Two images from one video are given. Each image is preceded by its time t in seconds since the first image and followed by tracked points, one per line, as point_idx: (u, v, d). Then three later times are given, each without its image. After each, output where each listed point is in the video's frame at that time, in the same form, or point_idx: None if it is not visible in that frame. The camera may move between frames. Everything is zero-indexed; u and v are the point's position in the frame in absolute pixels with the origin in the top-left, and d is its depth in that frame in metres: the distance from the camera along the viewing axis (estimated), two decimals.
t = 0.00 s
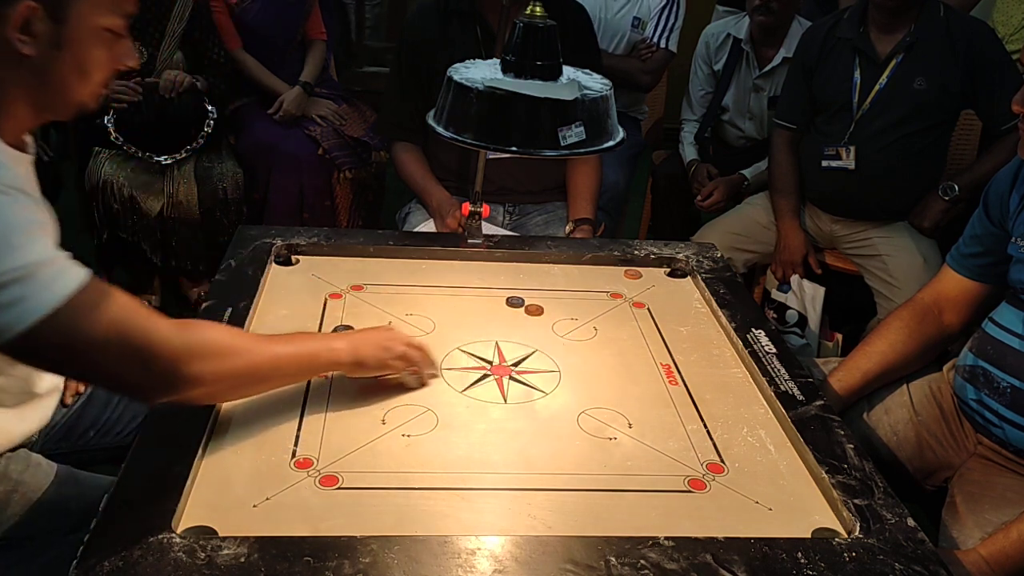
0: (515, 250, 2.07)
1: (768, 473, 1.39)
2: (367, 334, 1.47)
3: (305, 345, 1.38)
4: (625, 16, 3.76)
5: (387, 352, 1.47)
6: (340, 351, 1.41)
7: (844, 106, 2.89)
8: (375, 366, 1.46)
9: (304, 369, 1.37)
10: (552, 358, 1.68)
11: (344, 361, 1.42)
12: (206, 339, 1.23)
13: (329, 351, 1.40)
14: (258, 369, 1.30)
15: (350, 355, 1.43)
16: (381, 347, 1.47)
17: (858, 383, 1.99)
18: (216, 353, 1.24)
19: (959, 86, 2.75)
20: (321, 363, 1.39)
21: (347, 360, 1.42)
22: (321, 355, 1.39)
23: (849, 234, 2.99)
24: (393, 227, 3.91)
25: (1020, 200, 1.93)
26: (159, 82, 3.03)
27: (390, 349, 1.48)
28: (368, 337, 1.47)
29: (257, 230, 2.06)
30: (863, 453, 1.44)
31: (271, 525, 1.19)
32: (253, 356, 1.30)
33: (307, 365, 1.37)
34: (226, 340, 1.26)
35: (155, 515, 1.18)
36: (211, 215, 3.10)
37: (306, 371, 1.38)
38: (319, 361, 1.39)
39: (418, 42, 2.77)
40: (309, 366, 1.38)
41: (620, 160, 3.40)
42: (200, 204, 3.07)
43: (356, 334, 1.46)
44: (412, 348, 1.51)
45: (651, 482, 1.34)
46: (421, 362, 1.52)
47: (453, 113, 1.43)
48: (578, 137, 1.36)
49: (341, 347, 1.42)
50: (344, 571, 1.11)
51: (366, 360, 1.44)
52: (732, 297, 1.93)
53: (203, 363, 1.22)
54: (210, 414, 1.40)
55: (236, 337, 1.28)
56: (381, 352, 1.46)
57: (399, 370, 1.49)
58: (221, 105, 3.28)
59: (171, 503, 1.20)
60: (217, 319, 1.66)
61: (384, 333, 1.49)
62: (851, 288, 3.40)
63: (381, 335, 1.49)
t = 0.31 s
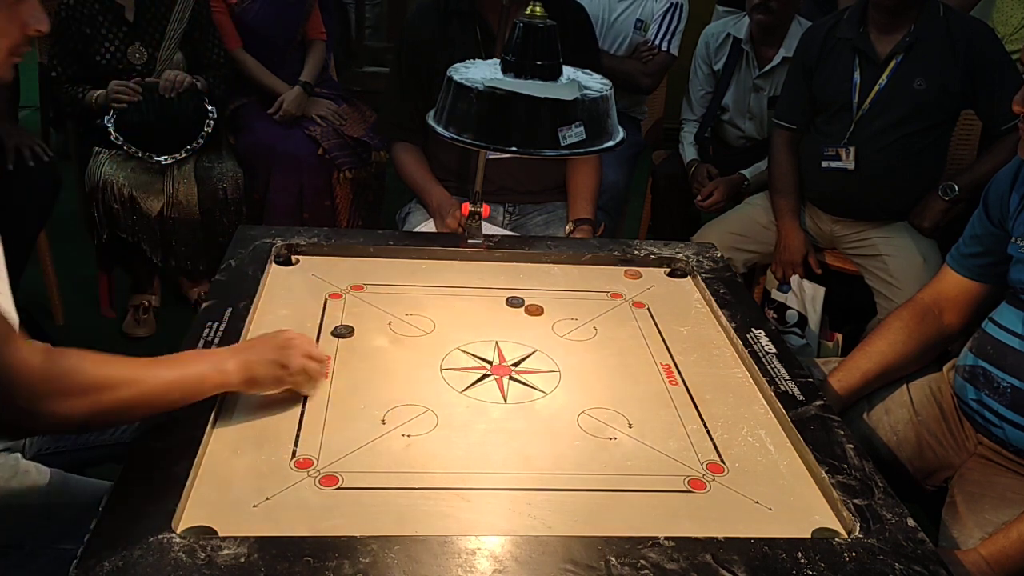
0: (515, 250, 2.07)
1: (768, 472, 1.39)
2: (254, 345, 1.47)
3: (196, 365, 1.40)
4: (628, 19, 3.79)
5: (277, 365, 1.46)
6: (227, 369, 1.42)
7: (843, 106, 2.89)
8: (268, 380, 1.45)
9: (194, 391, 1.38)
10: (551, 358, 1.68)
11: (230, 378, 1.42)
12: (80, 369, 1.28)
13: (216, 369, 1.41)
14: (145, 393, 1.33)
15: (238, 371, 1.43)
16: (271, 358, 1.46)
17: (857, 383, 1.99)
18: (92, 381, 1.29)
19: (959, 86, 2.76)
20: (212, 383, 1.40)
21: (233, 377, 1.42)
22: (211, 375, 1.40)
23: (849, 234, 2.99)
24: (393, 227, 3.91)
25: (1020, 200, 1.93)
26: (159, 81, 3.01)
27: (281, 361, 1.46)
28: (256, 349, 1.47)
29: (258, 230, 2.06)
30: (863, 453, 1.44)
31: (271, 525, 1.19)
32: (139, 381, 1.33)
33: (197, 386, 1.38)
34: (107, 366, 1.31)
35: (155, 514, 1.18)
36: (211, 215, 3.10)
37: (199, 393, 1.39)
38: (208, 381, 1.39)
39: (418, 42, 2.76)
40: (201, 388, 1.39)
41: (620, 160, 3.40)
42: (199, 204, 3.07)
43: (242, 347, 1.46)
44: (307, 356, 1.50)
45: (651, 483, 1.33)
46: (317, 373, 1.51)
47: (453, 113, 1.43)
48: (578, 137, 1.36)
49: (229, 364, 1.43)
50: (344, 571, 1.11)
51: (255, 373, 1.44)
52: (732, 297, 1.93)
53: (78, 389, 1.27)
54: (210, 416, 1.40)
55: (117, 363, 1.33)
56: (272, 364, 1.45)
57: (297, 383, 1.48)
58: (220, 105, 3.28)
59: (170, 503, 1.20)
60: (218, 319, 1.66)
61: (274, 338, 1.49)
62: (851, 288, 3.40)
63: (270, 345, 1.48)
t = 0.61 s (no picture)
0: (515, 250, 2.07)
1: (768, 472, 1.39)
2: (191, 353, 1.45)
3: (126, 378, 1.43)
4: (631, 22, 3.79)
5: (210, 371, 1.42)
6: (160, 380, 1.42)
7: (844, 106, 2.89)
8: (202, 389, 1.41)
9: (126, 406, 1.40)
10: (551, 358, 1.68)
11: (162, 389, 1.41)
12: (3, 394, 1.37)
13: (148, 381, 1.42)
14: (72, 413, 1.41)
15: (171, 381, 1.42)
16: (203, 364, 1.43)
17: (857, 383, 1.98)
18: (13, 404, 1.37)
19: (960, 86, 2.76)
20: (143, 396, 1.40)
21: (164, 388, 1.41)
22: (140, 387, 1.41)
23: (849, 234, 2.99)
24: (393, 227, 3.91)
25: (1020, 200, 1.93)
26: (159, 82, 3.01)
27: (213, 366, 1.42)
28: (191, 357, 1.44)
29: (257, 230, 2.06)
30: (863, 453, 1.44)
31: (271, 525, 1.19)
32: (64, 399, 1.40)
33: (128, 399, 1.40)
34: (32, 386, 1.39)
35: (155, 514, 1.18)
36: (211, 214, 3.10)
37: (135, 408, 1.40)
38: (138, 395, 1.40)
39: (418, 42, 2.76)
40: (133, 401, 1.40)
41: (620, 160, 3.40)
42: (199, 204, 3.07)
43: (179, 356, 1.45)
44: (247, 360, 1.45)
45: (651, 483, 1.33)
46: (260, 380, 1.46)
47: (453, 113, 1.43)
48: (578, 137, 1.36)
49: (160, 375, 1.43)
50: (344, 571, 1.11)
51: (188, 382, 1.41)
52: (732, 297, 1.93)
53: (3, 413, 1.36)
54: (209, 417, 1.40)
55: (44, 381, 1.41)
56: (204, 370, 1.42)
57: (235, 392, 1.42)
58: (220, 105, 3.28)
59: (170, 503, 1.20)
60: (218, 318, 1.66)
61: (215, 345, 1.46)
62: (851, 288, 3.40)
63: (206, 352, 1.45)
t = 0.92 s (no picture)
0: (515, 250, 2.07)
1: (768, 473, 1.39)
2: (191, 353, 1.45)
3: (126, 376, 1.43)
4: (634, 25, 3.79)
5: (210, 372, 1.42)
6: (160, 379, 1.42)
7: (844, 106, 2.89)
8: (201, 389, 1.41)
9: (125, 404, 1.40)
10: (551, 358, 1.68)
11: (162, 389, 1.41)
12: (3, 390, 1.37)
13: (148, 380, 1.42)
14: (71, 412, 1.41)
15: (170, 381, 1.42)
16: (202, 365, 1.42)
17: (857, 383, 1.98)
18: (12, 401, 1.37)
19: (959, 86, 2.76)
20: (143, 395, 1.40)
21: (164, 388, 1.41)
22: (141, 386, 1.41)
23: (849, 234, 2.99)
24: (393, 227, 3.91)
25: (1020, 200, 1.92)
26: (159, 82, 3.02)
27: (213, 367, 1.42)
28: (190, 357, 1.44)
29: (257, 230, 2.05)
30: (863, 453, 1.44)
31: (271, 525, 1.19)
32: (63, 397, 1.40)
33: (128, 397, 1.40)
34: (32, 383, 1.39)
35: (156, 514, 1.18)
36: (211, 214, 3.09)
37: (134, 406, 1.40)
38: (137, 394, 1.40)
39: (418, 42, 2.76)
40: (131, 400, 1.40)
41: (620, 160, 3.40)
42: (199, 204, 3.07)
43: (178, 356, 1.45)
44: (247, 361, 1.45)
45: (651, 483, 1.33)
46: (259, 381, 1.45)
47: (453, 113, 1.43)
48: (578, 137, 1.36)
49: (160, 375, 1.43)
50: (344, 571, 1.11)
51: (188, 382, 1.41)
52: (732, 297, 1.93)
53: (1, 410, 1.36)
54: (209, 417, 1.40)
55: (44, 379, 1.40)
56: (203, 371, 1.42)
57: (235, 393, 1.42)
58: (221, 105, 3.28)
59: (170, 503, 1.20)
60: (218, 318, 1.66)
61: (215, 345, 1.45)
62: (851, 288, 3.40)
63: (205, 352, 1.44)
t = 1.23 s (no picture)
0: (515, 250, 2.07)
1: (768, 473, 1.39)
2: (191, 353, 1.45)
3: (126, 377, 1.43)
4: (635, 26, 3.79)
5: (210, 371, 1.42)
6: (160, 379, 1.42)
7: (843, 106, 2.89)
8: (201, 389, 1.41)
9: (126, 405, 1.40)
10: (551, 358, 1.68)
11: (162, 389, 1.41)
12: (3, 394, 1.37)
13: (148, 380, 1.42)
14: (72, 414, 1.41)
15: (170, 381, 1.42)
16: (202, 365, 1.43)
17: (857, 383, 1.98)
18: (12, 404, 1.37)
19: (959, 86, 2.76)
20: (144, 396, 1.40)
21: (165, 389, 1.41)
22: (141, 386, 1.41)
23: (849, 234, 2.99)
24: (393, 227, 3.91)
25: (1020, 200, 1.92)
26: (159, 82, 3.02)
27: (213, 367, 1.42)
28: (191, 357, 1.44)
29: (257, 230, 2.06)
30: (863, 453, 1.44)
31: (272, 525, 1.19)
32: (64, 400, 1.40)
33: (128, 398, 1.40)
34: (32, 386, 1.39)
35: (156, 514, 1.18)
36: (211, 214, 3.09)
37: (134, 407, 1.41)
38: (138, 395, 1.40)
39: (418, 42, 2.77)
40: (132, 401, 1.40)
41: (620, 160, 3.40)
42: (199, 204, 3.07)
43: (178, 356, 1.45)
44: (247, 361, 1.45)
45: (651, 483, 1.33)
46: (259, 381, 1.45)
47: (453, 113, 1.43)
48: (578, 137, 1.36)
49: (161, 375, 1.43)
50: (344, 571, 1.11)
51: (188, 382, 1.41)
52: (732, 297, 1.93)
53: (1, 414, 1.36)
54: (209, 417, 1.40)
55: (45, 382, 1.41)
56: (204, 371, 1.42)
57: (235, 393, 1.42)
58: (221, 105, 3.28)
59: (171, 503, 1.20)
60: (218, 318, 1.66)
61: (215, 345, 1.45)
62: (851, 288, 3.40)
63: (206, 352, 1.45)
